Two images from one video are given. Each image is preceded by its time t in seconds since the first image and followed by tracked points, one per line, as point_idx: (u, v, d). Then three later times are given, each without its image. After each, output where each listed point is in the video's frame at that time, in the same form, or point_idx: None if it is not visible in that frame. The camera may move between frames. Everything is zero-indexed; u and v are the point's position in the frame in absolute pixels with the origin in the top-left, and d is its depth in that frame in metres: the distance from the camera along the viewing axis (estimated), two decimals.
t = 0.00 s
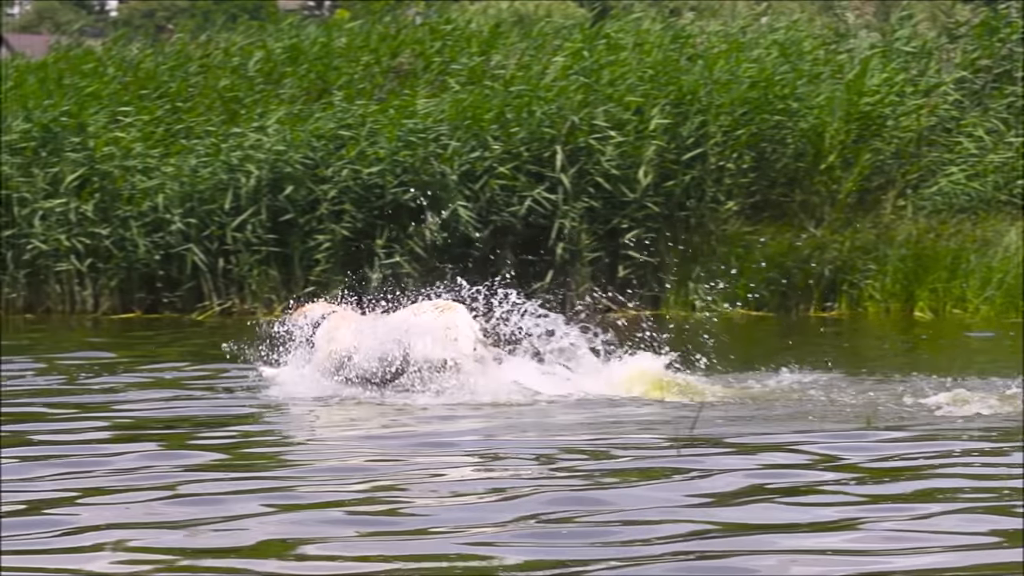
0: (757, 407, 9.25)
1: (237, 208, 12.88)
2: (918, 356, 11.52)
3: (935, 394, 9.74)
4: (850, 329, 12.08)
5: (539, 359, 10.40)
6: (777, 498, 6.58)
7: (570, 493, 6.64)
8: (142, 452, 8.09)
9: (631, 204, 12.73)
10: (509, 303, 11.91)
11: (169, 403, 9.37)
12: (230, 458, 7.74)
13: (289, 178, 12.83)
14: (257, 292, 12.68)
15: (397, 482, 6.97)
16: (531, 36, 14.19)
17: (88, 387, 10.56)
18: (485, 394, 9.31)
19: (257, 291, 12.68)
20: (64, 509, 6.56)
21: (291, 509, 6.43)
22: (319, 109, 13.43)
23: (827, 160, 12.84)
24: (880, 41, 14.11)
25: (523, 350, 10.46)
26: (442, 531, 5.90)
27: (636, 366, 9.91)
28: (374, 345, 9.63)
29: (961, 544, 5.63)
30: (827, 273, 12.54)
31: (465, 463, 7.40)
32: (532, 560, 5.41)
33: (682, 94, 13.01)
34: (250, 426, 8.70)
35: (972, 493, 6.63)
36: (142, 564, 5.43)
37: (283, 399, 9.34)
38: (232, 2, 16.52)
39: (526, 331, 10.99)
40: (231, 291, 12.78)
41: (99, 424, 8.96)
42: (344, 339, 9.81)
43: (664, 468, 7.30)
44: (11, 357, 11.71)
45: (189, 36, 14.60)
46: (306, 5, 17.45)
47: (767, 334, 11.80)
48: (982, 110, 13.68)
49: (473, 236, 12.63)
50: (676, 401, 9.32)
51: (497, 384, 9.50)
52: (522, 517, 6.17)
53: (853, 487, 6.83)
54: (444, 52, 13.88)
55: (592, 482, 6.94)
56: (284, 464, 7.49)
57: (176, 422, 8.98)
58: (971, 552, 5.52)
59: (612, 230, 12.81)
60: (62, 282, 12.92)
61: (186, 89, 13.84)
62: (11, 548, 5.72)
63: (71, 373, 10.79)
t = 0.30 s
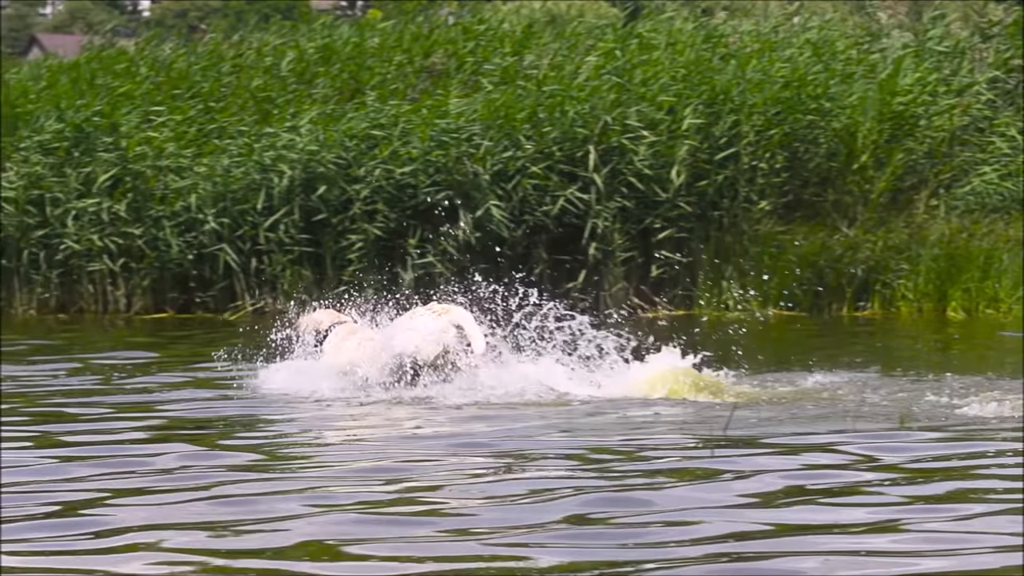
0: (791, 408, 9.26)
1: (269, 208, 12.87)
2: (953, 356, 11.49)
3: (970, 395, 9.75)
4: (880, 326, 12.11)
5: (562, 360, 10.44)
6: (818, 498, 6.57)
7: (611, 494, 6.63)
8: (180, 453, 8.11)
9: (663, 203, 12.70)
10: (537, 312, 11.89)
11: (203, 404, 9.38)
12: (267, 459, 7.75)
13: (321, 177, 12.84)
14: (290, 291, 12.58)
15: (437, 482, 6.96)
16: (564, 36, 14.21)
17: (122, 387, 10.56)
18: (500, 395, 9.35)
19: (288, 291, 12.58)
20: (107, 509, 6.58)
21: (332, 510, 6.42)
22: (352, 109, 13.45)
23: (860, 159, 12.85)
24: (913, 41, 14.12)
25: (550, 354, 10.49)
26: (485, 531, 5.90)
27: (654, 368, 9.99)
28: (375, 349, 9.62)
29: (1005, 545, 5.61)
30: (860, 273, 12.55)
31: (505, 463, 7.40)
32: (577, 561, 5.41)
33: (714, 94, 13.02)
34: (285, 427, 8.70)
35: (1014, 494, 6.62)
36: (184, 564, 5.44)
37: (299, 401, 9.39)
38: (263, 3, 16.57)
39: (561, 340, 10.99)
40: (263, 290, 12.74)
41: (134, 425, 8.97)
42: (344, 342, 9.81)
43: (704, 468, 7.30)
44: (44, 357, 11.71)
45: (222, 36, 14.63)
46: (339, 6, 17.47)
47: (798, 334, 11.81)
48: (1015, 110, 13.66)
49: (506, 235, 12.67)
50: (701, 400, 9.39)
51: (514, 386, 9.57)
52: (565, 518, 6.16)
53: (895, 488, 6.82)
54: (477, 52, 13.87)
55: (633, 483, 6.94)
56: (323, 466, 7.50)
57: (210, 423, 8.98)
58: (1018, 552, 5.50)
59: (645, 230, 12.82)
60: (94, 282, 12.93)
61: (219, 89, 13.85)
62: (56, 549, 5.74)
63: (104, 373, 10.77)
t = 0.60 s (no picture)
0: (818, 408, 9.28)
1: (297, 208, 12.88)
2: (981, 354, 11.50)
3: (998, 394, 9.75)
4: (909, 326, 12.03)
5: (581, 361, 10.55)
6: (853, 498, 6.59)
7: (649, 494, 6.62)
8: (212, 454, 8.10)
9: (691, 203, 12.72)
10: (555, 318, 11.91)
11: (233, 404, 9.37)
12: (300, 459, 7.75)
13: (349, 177, 12.85)
14: (318, 291, 12.60)
15: (472, 482, 6.96)
16: (592, 36, 14.21)
17: (152, 387, 10.54)
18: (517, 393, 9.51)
19: (316, 291, 12.60)
20: (144, 508, 6.58)
21: (370, 510, 6.42)
22: (380, 109, 13.46)
23: (888, 160, 12.83)
24: (941, 41, 14.12)
25: (572, 357, 10.61)
26: (524, 532, 5.89)
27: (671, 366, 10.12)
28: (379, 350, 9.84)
29: None
30: (887, 273, 12.55)
31: (540, 463, 7.39)
32: (617, 561, 5.40)
33: (742, 94, 13.03)
34: (317, 427, 8.69)
35: None
36: (223, 564, 5.44)
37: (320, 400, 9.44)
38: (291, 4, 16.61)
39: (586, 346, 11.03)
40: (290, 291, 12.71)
41: (165, 425, 8.97)
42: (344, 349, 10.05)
43: (740, 468, 7.28)
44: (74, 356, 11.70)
45: (250, 36, 14.66)
46: (367, 6, 17.50)
47: (826, 334, 11.78)
48: None
49: (534, 235, 12.70)
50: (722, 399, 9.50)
51: (530, 387, 9.75)
52: (604, 518, 6.15)
53: (932, 488, 6.80)
54: (505, 52, 13.87)
55: (669, 483, 6.93)
56: (358, 466, 7.49)
57: (241, 424, 8.97)
58: None
59: (673, 229, 12.82)
60: (121, 281, 12.94)
61: (246, 89, 13.87)
62: (95, 548, 5.74)
63: (134, 374, 10.75)
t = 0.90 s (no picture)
0: (847, 409, 9.28)
1: (326, 208, 12.87)
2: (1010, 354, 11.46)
3: None
4: (940, 324, 11.99)
5: (603, 368, 10.66)
6: (890, 499, 6.57)
7: (688, 495, 6.60)
8: (248, 455, 8.09)
9: (720, 203, 12.75)
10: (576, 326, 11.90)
11: (265, 406, 9.37)
12: (336, 459, 7.73)
13: (379, 177, 12.84)
14: (347, 291, 12.57)
15: (510, 482, 6.95)
16: (621, 36, 14.22)
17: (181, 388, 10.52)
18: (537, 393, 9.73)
19: (346, 291, 12.58)
20: (184, 509, 6.57)
21: (408, 511, 6.39)
22: (409, 109, 13.46)
23: (918, 160, 12.82)
24: (971, 40, 14.11)
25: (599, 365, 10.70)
26: (566, 532, 5.87)
27: (689, 372, 10.27)
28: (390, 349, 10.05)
29: None
30: (918, 271, 12.48)
31: (578, 463, 7.37)
32: (658, 562, 5.38)
33: (771, 93, 13.02)
34: (350, 428, 8.68)
35: None
36: (264, 564, 5.42)
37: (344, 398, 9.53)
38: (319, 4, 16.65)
39: (615, 355, 11.07)
40: (318, 289, 12.72)
41: (199, 426, 8.97)
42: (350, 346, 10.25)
43: (777, 469, 7.27)
44: (108, 356, 11.69)
45: (279, 36, 14.69)
46: (395, 6, 17.53)
47: (855, 333, 11.77)
48: None
49: (563, 234, 12.70)
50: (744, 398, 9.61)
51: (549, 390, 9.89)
52: (644, 518, 6.13)
53: (971, 488, 6.78)
54: (535, 52, 13.88)
55: (708, 483, 6.92)
56: (395, 467, 7.48)
57: (273, 425, 8.96)
58: None
59: (702, 229, 12.86)
60: (151, 281, 12.95)
61: (275, 89, 13.89)
62: (136, 548, 5.73)
63: (165, 375, 10.74)
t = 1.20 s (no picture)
0: (872, 410, 9.25)
1: (351, 208, 12.90)
2: None
3: None
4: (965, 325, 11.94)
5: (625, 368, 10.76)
6: (922, 501, 6.53)
7: (719, 497, 6.53)
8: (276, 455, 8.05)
9: (745, 203, 12.75)
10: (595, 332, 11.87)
11: (292, 408, 9.34)
12: (364, 458, 7.70)
13: (403, 178, 12.84)
14: (371, 291, 12.64)
15: (540, 483, 6.92)
16: (646, 36, 14.23)
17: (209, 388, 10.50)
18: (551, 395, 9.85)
19: (370, 291, 12.65)
20: (213, 508, 6.53)
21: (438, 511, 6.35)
22: (434, 109, 13.47)
23: (942, 159, 12.81)
24: (995, 40, 14.10)
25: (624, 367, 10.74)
26: (598, 532, 5.82)
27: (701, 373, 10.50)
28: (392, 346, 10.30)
29: None
30: (942, 272, 12.44)
31: (609, 463, 7.33)
32: (682, 561, 5.34)
33: (796, 93, 13.05)
34: (377, 429, 8.64)
35: None
36: (288, 564, 5.37)
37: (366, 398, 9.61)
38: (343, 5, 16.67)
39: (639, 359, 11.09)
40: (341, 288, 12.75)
41: (226, 427, 8.94)
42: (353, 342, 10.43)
43: (807, 470, 7.24)
44: (137, 356, 11.53)
45: (303, 37, 14.70)
46: (419, 7, 17.56)
47: (879, 334, 11.74)
48: None
49: (587, 234, 12.68)
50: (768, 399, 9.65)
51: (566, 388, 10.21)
52: (674, 518, 6.09)
53: (1002, 489, 6.73)
54: (559, 53, 13.90)
55: (739, 484, 6.89)
56: (425, 467, 7.44)
57: (299, 425, 8.93)
58: None
59: (726, 230, 12.86)
60: (175, 281, 12.94)
61: (300, 89, 13.90)
62: (165, 547, 5.68)
63: (190, 375, 10.74)
